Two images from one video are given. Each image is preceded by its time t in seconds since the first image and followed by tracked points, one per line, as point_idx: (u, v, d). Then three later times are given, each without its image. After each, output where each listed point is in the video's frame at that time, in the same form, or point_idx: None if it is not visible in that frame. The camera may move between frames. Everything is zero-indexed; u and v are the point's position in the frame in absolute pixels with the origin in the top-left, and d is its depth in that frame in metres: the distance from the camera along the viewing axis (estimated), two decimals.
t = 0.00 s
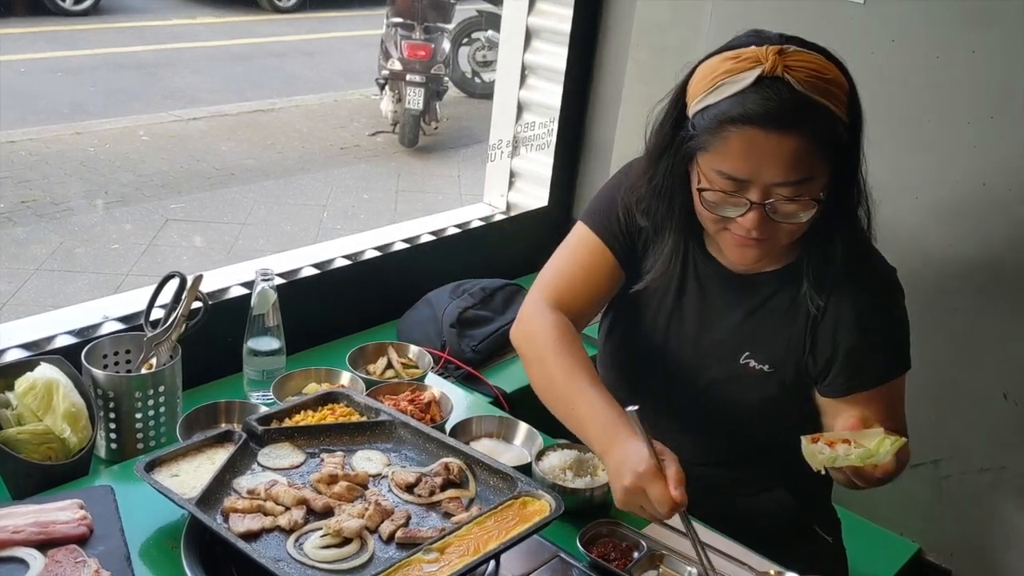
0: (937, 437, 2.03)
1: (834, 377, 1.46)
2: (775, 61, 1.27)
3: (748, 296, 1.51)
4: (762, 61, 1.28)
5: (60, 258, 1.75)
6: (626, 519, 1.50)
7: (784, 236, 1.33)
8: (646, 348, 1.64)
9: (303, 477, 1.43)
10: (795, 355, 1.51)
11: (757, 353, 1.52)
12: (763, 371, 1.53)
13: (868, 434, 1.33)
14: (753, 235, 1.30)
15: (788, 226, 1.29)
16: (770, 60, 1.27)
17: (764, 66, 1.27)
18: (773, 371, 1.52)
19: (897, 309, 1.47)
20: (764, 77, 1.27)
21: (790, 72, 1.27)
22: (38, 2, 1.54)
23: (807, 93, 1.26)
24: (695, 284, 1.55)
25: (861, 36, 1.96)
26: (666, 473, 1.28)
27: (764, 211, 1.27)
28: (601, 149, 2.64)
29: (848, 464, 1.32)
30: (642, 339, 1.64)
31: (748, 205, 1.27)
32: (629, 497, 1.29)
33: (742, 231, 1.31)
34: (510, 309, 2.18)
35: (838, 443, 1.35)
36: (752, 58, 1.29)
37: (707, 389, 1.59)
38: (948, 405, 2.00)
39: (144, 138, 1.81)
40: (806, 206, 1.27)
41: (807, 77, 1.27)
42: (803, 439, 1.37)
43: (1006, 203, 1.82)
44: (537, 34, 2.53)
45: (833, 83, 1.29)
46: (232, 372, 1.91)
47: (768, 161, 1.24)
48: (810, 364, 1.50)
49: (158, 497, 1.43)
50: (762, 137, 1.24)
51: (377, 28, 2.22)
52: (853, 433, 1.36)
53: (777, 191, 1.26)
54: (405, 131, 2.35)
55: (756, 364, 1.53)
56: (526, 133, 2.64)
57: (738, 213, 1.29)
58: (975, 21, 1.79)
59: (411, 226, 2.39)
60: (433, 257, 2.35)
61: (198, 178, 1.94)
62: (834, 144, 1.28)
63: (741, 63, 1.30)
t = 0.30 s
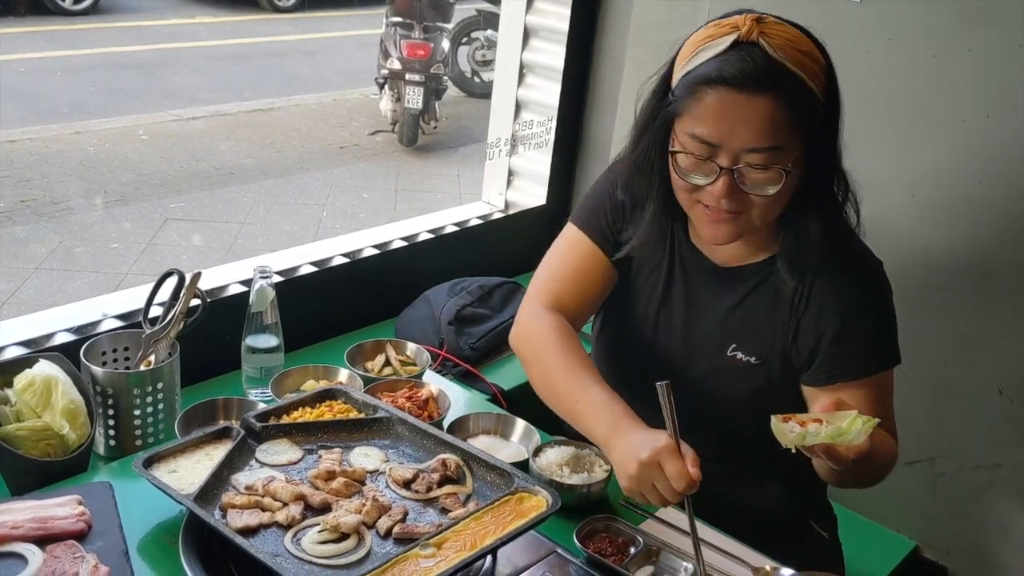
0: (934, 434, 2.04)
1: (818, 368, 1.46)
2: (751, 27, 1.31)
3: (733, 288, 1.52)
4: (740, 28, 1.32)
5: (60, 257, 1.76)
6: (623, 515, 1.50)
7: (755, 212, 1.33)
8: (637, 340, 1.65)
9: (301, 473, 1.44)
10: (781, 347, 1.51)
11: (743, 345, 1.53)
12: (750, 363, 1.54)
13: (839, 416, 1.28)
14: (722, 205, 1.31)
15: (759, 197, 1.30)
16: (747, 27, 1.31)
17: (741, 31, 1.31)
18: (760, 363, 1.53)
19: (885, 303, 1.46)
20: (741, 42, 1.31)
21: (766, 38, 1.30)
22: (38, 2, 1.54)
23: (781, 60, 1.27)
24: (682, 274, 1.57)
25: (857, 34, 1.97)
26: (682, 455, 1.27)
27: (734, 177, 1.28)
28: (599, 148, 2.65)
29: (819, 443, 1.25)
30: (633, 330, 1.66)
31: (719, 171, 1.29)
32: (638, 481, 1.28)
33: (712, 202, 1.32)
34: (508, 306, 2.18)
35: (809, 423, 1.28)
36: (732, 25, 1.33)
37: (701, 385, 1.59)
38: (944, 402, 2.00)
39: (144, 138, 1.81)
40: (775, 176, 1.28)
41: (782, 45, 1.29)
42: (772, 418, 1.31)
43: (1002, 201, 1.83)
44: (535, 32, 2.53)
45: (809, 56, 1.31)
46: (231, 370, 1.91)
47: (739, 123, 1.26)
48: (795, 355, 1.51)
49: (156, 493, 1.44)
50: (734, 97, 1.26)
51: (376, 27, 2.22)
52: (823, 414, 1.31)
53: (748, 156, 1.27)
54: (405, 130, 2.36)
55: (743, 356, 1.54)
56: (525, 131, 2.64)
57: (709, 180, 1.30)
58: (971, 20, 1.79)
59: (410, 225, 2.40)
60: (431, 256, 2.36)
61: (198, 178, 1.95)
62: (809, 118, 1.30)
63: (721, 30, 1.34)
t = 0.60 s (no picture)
0: (929, 432, 2.05)
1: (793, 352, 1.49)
2: None
3: (709, 277, 1.55)
4: None
5: (59, 257, 1.77)
6: (619, 511, 1.51)
7: (731, 167, 1.42)
8: (615, 331, 1.68)
9: (299, 469, 1.45)
10: (756, 334, 1.54)
11: (720, 333, 1.56)
12: (727, 351, 1.56)
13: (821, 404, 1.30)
14: (701, 154, 1.41)
15: (735, 146, 1.40)
16: None
17: None
18: (737, 350, 1.55)
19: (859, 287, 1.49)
20: None
21: None
22: (38, 2, 1.54)
23: (765, 17, 1.38)
24: (659, 264, 1.60)
25: (852, 33, 1.98)
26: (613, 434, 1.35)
27: (714, 120, 1.39)
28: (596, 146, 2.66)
29: (801, 432, 1.27)
30: (611, 321, 1.68)
31: (701, 113, 1.40)
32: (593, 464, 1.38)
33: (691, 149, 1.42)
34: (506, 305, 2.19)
35: (793, 412, 1.29)
36: None
37: (697, 383, 1.60)
38: (939, 399, 2.02)
39: (143, 137, 1.82)
40: (754, 124, 1.39)
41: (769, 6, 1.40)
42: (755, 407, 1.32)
43: (996, 200, 1.84)
44: (532, 32, 2.55)
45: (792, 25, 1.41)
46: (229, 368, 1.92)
47: (724, 68, 1.37)
48: (771, 342, 1.53)
49: (155, 489, 1.45)
50: (719, 46, 1.37)
51: (376, 27, 2.23)
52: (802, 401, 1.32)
53: (731, 100, 1.38)
54: (404, 130, 2.37)
55: (720, 345, 1.56)
56: (522, 130, 2.66)
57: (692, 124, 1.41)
58: (966, 20, 1.80)
59: (408, 223, 2.41)
60: (429, 254, 2.37)
61: (198, 177, 1.96)
62: (789, 77, 1.40)
63: None
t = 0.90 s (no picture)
0: (920, 426, 2.06)
1: (786, 344, 1.50)
2: (731, 33, 1.36)
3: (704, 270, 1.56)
4: (721, 34, 1.36)
5: (58, 254, 1.79)
6: (609, 502, 1.52)
7: (732, 209, 1.40)
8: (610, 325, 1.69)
9: (291, 460, 1.46)
10: (750, 326, 1.55)
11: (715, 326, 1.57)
12: (721, 343, 1.57)
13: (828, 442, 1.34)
14: (701, 204, 1.37)
15: (736, 194, 1.36)
16: (727, 32, 1.36)
17: (721, 38, 1.36)
18: (731, 343, 1.57)
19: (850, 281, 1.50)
20: (720, 49, 1.35)
21: (745, 45, 1.35)
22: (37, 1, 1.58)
23: (757, 66, 1.34)
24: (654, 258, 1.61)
25: (844, 30, 1.99)
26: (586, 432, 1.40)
27: (714, 178, 1.34)
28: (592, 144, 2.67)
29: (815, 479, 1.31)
30: (606, 315, 1.69)
31: (699, 172, 1.35)
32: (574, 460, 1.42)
33: (692, 199, 1.38)
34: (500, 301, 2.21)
35: (804, 458, 1.35)
36: (709, 31, 1.37)
37: (690, 376, 1.61)
38: (930, 394, 2.03)
39: (142, 137, 1.84)
40: (753, 174, 1.35)
41: (760, 51, 1.35)
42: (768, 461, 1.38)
43: (986, 195, 1.85)
44: (527, 29, 2.56)
45: (783, 60, 1.37)
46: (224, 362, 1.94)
47: (719, 128, 1.31)
48: (765, 335, 1.54)
49: (149, 481, 1.46)
50: (713, 105, 1.31)
51: (375, 27, 2.24)
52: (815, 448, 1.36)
53: (728, 158, 1.34)
54: (404, 129, 2.38)
55: (714, 337, 1.57)
56: (516, 127, 2.67)
57: (691, 180, 1.36)
58: (955, 16, 1.82)
59: (405, 219, 2.42)
60: (425, 251, 2.38)
61: (196, 175, 1.97)
62: (781, 116, 1.36)
63: (699, 35, 1.38)
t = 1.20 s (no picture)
0: (916, 426, 2.06)
1: (783, 350, 1.51)
2: (762, 12, 1.38)
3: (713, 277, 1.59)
4: (752, 13, 1.39)
5: (55, 253, 1.78)
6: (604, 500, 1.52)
7: (744, 197, 1.40)
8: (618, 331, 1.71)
9: (287, 459, 1.46)
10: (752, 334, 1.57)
11: (718, 332, 1.59)
12: (724, 351, 1.60)
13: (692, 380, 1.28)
14: (714, 185, 1.38)
15: (750, 178, 1.37)
16: (758, 11, 1.39)
17: (752, 16, 1.39)
18: (734, 351, 1.59)
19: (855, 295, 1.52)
20: (751, 26, 1.38)
21: (776, 25, 1.37)
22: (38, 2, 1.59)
23: (784, 45, 1.35)
24: (667, 264, 1.63)
25: (840, 28, 1.99)
26: (617, 223, 1.44)
27: (729, 156, 1.36)
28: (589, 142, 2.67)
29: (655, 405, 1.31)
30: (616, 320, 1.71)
31: (715, 150, 1.36)
32: (580, 254, 1.45)
33: (705, 179, 1.39)
34: (495, 300, 2.22)
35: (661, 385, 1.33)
36: (742, 10, 1.41)
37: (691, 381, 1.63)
38: (926, 392, 2.02)
39: (141, 136, 1.84)
40: (769, 160, 1.36)
41: (789, 33, 1.37)
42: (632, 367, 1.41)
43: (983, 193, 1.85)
44: (525, 27, 2.57)
45: (812, 47, 1.39)
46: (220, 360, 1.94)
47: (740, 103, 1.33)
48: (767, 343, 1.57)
49: (144, 479, 1.46)
50: (738, 78, 1.34)
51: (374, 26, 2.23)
52: (690, 382, 1.28)
53: (746, 137, 1.35)
54: (402, 128, 2.38)
55: (718, 344, 1.60)
56: (513, 125, 2.68)
57: (706, 157, 1.37)
58: (952, 14, 1.81)
59: (403, 218, 2.42)
60: (422, 249, 2.38)
61: (196, 175, 1.97)
62: (806, 103, 1.37)
63: (732, 13, 1.41)
